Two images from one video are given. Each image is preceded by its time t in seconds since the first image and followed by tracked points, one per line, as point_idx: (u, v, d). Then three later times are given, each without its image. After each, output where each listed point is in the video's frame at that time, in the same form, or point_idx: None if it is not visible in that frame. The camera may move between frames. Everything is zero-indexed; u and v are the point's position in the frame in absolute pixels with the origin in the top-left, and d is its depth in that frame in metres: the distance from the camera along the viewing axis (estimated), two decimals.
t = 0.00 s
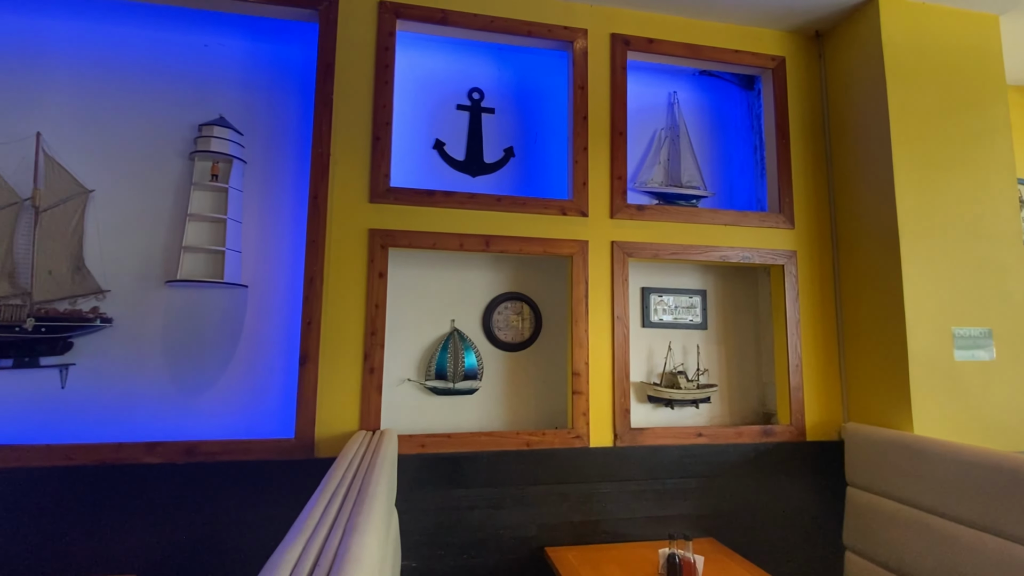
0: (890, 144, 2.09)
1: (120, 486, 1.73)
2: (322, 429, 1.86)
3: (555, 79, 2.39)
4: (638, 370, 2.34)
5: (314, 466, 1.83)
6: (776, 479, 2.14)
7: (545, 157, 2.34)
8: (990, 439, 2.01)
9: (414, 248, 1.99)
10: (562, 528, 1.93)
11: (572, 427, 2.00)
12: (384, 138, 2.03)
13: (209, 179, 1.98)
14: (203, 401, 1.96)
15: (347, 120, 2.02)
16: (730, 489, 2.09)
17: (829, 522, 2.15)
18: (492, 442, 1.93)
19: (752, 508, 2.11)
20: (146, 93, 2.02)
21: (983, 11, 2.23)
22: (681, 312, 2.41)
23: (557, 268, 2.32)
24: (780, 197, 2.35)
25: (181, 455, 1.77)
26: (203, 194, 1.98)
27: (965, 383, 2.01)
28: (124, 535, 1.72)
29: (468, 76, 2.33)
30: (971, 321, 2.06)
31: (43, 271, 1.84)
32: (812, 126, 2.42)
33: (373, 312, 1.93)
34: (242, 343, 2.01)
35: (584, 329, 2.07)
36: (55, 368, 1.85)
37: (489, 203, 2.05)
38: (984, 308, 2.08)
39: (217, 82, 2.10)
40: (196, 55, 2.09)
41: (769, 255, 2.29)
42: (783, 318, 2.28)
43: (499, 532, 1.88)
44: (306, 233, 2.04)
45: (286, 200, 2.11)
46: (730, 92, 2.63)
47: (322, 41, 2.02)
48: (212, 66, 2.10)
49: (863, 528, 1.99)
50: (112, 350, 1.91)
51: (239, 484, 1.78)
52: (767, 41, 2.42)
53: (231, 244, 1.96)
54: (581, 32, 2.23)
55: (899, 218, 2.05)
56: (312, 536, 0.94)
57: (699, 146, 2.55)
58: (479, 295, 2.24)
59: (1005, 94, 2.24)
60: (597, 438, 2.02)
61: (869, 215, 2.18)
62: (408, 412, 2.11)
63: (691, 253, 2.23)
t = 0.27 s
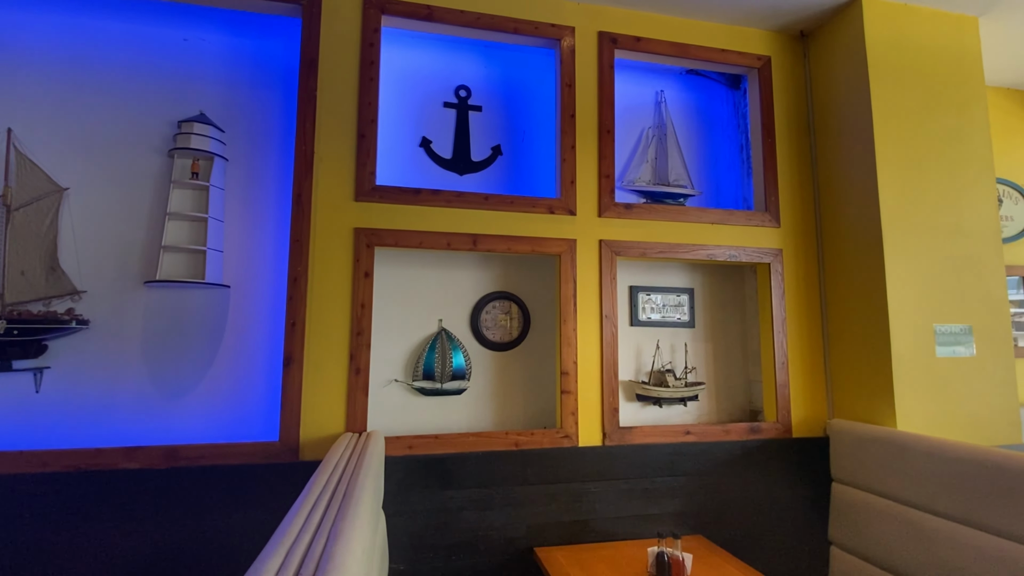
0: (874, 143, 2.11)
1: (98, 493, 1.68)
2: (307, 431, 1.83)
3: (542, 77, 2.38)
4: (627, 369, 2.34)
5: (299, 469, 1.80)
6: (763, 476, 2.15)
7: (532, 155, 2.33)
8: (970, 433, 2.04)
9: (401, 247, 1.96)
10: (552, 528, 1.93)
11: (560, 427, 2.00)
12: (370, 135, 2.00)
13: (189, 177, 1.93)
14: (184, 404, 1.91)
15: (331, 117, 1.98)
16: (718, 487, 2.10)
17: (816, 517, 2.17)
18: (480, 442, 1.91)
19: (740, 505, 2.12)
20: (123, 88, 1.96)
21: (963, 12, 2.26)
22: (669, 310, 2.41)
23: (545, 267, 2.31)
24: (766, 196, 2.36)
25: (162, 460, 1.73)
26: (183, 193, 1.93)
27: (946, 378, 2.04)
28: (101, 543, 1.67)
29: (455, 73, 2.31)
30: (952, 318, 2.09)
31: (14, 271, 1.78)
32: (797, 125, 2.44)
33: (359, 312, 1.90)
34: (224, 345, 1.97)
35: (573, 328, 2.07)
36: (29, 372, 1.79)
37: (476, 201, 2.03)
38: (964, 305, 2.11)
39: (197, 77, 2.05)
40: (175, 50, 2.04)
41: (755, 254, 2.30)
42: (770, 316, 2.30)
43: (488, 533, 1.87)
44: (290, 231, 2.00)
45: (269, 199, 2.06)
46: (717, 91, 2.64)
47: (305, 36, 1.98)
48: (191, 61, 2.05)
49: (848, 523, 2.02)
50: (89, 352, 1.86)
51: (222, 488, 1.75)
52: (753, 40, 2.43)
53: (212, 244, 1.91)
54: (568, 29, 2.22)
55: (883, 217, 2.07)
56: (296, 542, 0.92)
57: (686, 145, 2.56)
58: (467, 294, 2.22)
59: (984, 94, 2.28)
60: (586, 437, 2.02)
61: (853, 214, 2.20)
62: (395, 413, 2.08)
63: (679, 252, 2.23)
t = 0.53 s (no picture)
0: (863, 142, 2.13)
1: (82, 497, 1.65)
2: (297, 432, 1.81)
3: (534, 75, 2.37)
4: (619, 367, 2.34)
5: (288, 470, 1.77)
6: (754, 473, 2.16)
7: (524, 153, 2.31)
8: (957, 429, 2.07)
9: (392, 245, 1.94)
10: (545, 527, 1.92)
11: (553, 426, 1.99)
12: (360, 133, 1.98)
13: (176, 174, 1.90)
14: (171, 406, 1.88)
15: (321, 114, 1.96)
16: (710, 484, 2.11)
17: (806, 514, 2.19)
18: (473, 442, 1.90)
19: (731, 503, 2.13)
20: (107, 84, 1.93)
21: (949, 13, 2.29)
22: (661, 308, 2.42)
23: (537, 265, 2.30)
24: (757, 194, 2.37)
25: (148, 463, 1.70)
26: (170, 190, 1.90)
27: (934, 375, 2.06)
28: (85, 548, 1.63)
29: (446, 70, 2.29)
30: (940, 315, 2.11)
31: None
32: (788, 124, 2.45)
33: (349, 311, 1.88)
34: (212, 345, 1.94)
35: (565, 326, 2.06)
36: (10, 374, 1.75)
37: (468, 200, 2.02)
38: (951, 303, 2.14)
39: (183, 73, 2.01)
40: (160, 45, 2.00)
41: (747, 252, 2.31)
42: (760, 314, 2.31)
43: (480, 533, 1.86)
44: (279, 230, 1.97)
45: (257, 197, 2.04)
46: (708, 90, 2.64)
47: (294, 32, 1.96)
48: (178, 56, 2.01)
49: (838, 519, 2.03)
50: (73, 354, 1.82)
51: (210, 491, 1.72)
52: (744, 39, 2.44)
53: (199, 242, 1.88)
54: (560, 27, 2.21)
55: (872, 215, 2.09)
56: (285, 545, 0.90)
57: (678, 144, 2.56)
58: (458, 293, 2.21)
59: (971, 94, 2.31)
60: (579, 436, 2.02)
61: (842, 213, 2.22)
62: (387, 413, 2.07)
63: (671, 250, 2.23)
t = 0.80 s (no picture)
0: (849, 143, 2.15)
1: (61, 501, 1.61)
2: (284, 434, 1.78)
3: (524, 74, 2.36)
4: (609, 366, 2.35)
5: (275, 472, 1.75)
6: (743, 471, 2.18)
7: (514, 152, 2.31)
8: (940, 426, 2.10)
9: (381, 244, 1.93)
10: (535, 527, 1.92)
11: (543, 425, 1.99)
12: (348, 130, 1.96)
13: (159, 171, 1.86)
14: (154, 407, 1.84)
15: (308, 110, 1.93)
16: (699, 482, 2.12)
17: (792, 510, 2.21)
18: (463, 442, 1.89)
19: (720, 500, 2.14)
20: (88, 79, 1.88)
21: (932, 16, 2.32)
22: (650, 307, 2.43)
23: (527, 265, 2.30)
24: (745, 194, 2.39)
25: (130, 466, 1.67)
26: (153, 188, 1.86)
27: (917, 373, 2.09)
28: (65, 554, 1.59)
29: (436, 68, 2.28)
30: (923, 314, 2.14)
31: None
32: (775, 125, 2.47)
33: (337, 311, 1.86)
34: (197, 345, 1.91)
35: (555, 326, 2.06)
36: None
37: (458, 198, 2.01)
38: (934, 301, 2.17)
39: (167, 68, 1.97)
40: (143, 40, 1.96)
41: (735, 251, 2.33)
42: (749, 313, 2.33)
43: (470, 534, 1.85)
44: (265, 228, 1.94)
45: (243, 195, 2.00)
46: (697, 90, 2.66)
47: (280, 27, 1.93)
48: (161, 51, 1.97)
49: (824, 516, 2.05)
50: (53, 355, 1.77)
51: (195, 494, 1.69)
52: (732, 40, 2.46)
53: (184, 241, 1.85)
54: (550, 26, 2.20)
55: (858, 215, 2.11)
56: (271, 549, 0.88)
57: (667, 143, 2.57)
58: (448, 292, 2.19)
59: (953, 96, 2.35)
60: (569, 435, 2.01)
61: (828, 213, 2.24)
62: (376, 413, 2.05)
63: (660, 249, 2.24)
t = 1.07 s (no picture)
0: (834, 143, 2.17)
1: (35, 507, 1.56)
2: (267, 435, 1.75)
3: (512, 72, 2.35)
4: (597, 366, 2.35)
5: (258, 475, 1.72)
6: (730, 469, 2.19)
7: (502, 150, 2.29)
8: (922, 424, 2.13)
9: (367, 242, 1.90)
10: (523, 527, 1.91)
11: (531, 425, 1.98)
12: (334, 127, 1.93)
13: (139, 167, 1.81)
14: (133, 409, 1.80)
15: (292, 106, 1.90)
16: (686, 481, 2.13)
17: (778, 508, 2.23)
18: (450, 443, 1.87)
19: (708, 499, 2.15)
20: (64, 72, 1.83)
21: (916, 19, 2.35)
22: (638, 306, 2.43)
23: (515, 264, 2.28)
24: (732, 194, 2.40)
25: (107, 469, 1.62)
26: (132, 184, 1.82)
27: (900, 371, 2.12)
28: (39, 560, 1.54)
29: (423, 65, 2.26)
30: (907, 313, 2.17)
31: None
32: (762, 125, 2.48)
33: (323, 310, 1.83)
34: (178, 345, 1.87)
35: (543, 325, 2.05)
36: None
37: (445, 196, 1.99)
38: (917, 301, 2.20)
39: (147, 62, 1.93)
40: (121, 32, 1.91)
41: (722, 251, 2.34)
42: (735, 312, 2.34)
43: (458, 535, 1.84)
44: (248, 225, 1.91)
45: (226, 192, 1.97)
46: (685, 90, 2.66)
47: (264, 21, 1.89)
48: (140, 44, 1.93)
49: (809, 514, 2.07)
50: (27, 356, 1.72)
51: (175, 497, 1.65)
52: (719, 40, 2.47)
53: (164, 239, 1.81)
54: (538, 24, 2.19)
55: (843, 215, 2.13)
56: (250, 555, 0.85)
57: (655, 143, 2.58)
58: (436, 291, 2.17)
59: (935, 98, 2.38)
60: (557, 435, 2.01)
61: (814, 213, 2.26)
62: (362, 414, 2.02)
63: (648, 249, 2.24)
